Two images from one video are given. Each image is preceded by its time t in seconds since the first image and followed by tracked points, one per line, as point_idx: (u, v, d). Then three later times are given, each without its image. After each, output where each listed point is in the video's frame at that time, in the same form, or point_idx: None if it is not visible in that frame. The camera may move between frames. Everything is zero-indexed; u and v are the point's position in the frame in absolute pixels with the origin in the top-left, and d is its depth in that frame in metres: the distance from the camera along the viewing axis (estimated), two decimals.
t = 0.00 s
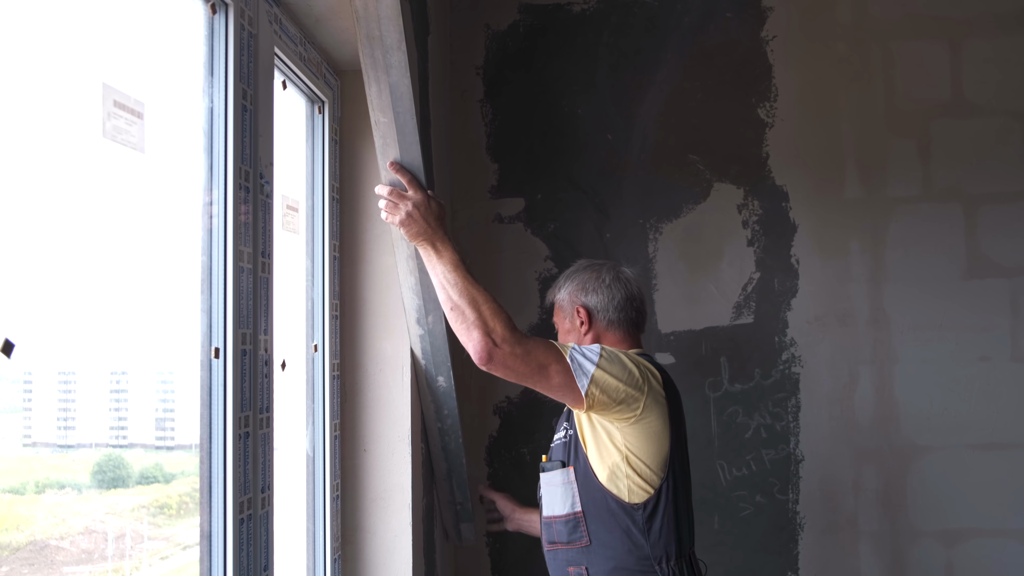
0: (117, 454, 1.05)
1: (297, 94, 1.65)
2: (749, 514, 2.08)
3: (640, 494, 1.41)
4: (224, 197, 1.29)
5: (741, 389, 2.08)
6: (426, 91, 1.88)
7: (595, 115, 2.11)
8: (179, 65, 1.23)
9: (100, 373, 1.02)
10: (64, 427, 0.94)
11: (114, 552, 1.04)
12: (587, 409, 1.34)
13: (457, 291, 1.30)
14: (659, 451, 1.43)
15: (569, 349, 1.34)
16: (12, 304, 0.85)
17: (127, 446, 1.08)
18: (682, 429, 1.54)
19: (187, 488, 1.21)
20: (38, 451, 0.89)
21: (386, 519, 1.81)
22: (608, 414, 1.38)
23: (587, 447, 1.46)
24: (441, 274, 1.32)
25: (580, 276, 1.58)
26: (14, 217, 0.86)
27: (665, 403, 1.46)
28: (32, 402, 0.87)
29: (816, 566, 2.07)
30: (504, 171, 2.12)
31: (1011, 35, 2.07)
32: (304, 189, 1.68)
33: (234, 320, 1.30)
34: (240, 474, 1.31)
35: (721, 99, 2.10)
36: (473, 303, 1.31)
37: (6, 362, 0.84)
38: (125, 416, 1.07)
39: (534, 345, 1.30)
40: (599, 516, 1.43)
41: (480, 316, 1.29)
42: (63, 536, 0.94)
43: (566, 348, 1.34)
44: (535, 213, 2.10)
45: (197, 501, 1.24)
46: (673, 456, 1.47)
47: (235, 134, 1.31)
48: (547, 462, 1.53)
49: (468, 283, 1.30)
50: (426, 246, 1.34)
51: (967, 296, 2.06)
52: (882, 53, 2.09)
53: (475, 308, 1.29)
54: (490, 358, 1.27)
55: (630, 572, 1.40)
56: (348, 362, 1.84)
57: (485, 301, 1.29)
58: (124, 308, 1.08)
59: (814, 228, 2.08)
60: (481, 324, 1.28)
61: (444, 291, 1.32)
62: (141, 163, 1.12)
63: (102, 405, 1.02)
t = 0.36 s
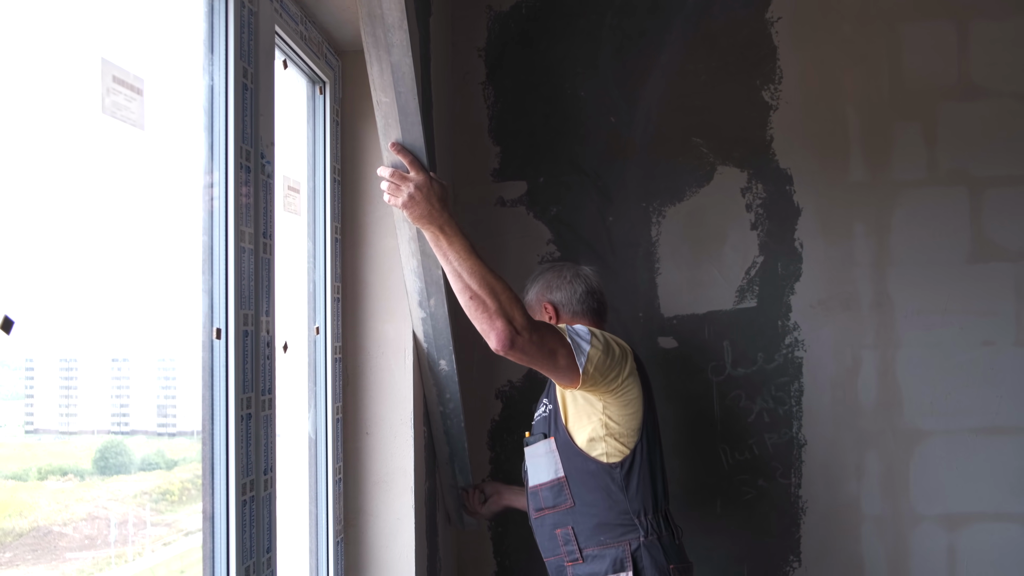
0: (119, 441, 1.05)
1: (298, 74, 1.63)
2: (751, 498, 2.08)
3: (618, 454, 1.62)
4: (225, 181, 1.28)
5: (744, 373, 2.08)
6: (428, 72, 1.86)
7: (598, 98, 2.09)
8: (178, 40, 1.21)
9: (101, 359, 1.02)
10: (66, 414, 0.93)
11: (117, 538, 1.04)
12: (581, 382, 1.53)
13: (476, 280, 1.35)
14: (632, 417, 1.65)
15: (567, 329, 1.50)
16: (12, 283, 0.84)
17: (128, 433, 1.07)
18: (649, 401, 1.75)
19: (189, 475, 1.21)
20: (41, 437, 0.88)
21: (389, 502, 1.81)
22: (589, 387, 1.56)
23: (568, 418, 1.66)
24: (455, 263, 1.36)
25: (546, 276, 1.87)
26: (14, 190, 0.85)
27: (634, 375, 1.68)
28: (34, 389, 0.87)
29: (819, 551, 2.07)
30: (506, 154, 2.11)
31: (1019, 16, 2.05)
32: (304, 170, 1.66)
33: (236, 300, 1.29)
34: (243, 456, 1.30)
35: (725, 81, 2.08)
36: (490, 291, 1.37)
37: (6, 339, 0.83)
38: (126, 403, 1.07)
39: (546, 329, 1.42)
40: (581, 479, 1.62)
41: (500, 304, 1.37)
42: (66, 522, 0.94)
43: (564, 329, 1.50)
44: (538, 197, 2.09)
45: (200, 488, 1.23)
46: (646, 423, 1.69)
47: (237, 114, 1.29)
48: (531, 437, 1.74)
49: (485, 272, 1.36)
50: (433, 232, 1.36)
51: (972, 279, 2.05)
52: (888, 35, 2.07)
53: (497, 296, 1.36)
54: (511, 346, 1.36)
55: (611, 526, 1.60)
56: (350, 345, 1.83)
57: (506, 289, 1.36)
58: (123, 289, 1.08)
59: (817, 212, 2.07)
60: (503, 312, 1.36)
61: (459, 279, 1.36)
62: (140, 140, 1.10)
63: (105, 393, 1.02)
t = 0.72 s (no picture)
0: (121, 427, 1.05)
1: (298, 55, 1.61)
2: (753, 482, 2.08)
3: (607, 430, 1.62)
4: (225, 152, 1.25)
5: (747, 358, 2.07)
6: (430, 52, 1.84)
7: (601, 80, 2.07)
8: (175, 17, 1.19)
9: (101, 345, 1.01)
10: (68, 401, 0.93)
11: (119, 524, 1.05)
12: (575, 364, 1.53)
13: (483, 263, 1.34)
14: (621, 395, 1.65)
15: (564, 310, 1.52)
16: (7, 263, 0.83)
17: (130, 419, 1.07)
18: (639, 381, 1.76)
19: (190, 461, 1.20)
20: (43, 424, 0.88)
21: (391, 486, 1.80)
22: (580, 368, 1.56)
23: (557, 398, 1.66)
24: (461, 246, 1.33)
25: (533, 266, 1.90)
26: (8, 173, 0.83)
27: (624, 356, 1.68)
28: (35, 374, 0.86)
29: (821, 535, 2.07)
30: (508, 137, 2.09)
31: None
32: (305, 152, 1.65)
33: (237, 282, 1.25)
34: (243, 439, 1.26)
35: (729, 64, 2.06)
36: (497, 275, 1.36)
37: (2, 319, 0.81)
38: (127, 391, 1.06)
39: (547, 312, 1.44)
40: (572, 455, 1.62)
41: (506, 287, 1.36)
42: (68, 508, 0.94)
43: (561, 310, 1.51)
44: (540, 180, 2.08)
45: (201, 473, 1.22)
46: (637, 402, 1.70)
47: (236, 94, 1.26)
48: (522, 417, 1.74)
49: (492, 255, 1.34)
50: (439, 214, 1.32)
51: (977, 264, 2.04)
52: (894, 16, 2.05)
53: (504, 280, 1.35)
54: (516, 327, 1.37)
55: (602, 500, 1.60)
56: (351, 329, 1.82)
57: (513, 273, 1.35)
58: (123, 270, 1.07)
59: (821, 195, 2.06)
60: (509, 296, 1.35)
61: (464, 262, 1.34)
62: (137, 119, 1.09)
63: (106, 379, 1.01)
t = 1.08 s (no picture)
0: (123, 412, 1.03)
1: (297, 32, 1.58)
2: (756, 466, 2.07)
3: (610, 413, 1.61)
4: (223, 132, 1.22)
5: (750, 341, 2.06)
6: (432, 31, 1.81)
7: (604, 60, 2.05)
8: None
9: (102, 331, 1.00)
10: (69, 385, 0.92)
11: (121, 509, 1.03)
12: (579, 345, 1.52)
13: (489, 241, 1.32)
14: (624, 378, 1.64)
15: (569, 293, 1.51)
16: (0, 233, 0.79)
17: (132, 405, 1.05)
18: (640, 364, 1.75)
19: (192, 446, 1.18)
20: (43, 409, 0.87)
21: (393, 468, 1.80)
22: (585, 349, 1.54)
23: (559, 380, 1.64)
24: (468, 224, 1.32)
25: (532, 248, 1.88)
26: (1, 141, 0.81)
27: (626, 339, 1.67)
28: (35, 359, 0.85)
29: (824, 519, 2.07)
30: (510, 119, 2.07)
31: None
32: (305, 131, 1.63)
33: (237, 260, 1.23)
34: (244, 421, 1.24)
35: (734, 44, 2.03)
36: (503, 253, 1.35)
37: None
38: (127, 374, 1.05)
39: (553, 293, 1.42)
40: (574, 437, 1.61)
41: (512, 265, 1.34)
42: (70, 493, 0.92)
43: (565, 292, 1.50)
44: (542, 162, 2.07)
45: (201, 458, 1.21)
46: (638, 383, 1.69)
47: (235, 68, 1.22)
48: (523, 400, 1.73)
49: (500, 233, 1.33)
50: (445, 191, 1.31)
51: (983, 246, 2.02)
52: None
53: (511, 258, 1.33)
54: (522, 306, 1.35)
55: (605, 482, 1.59)
56: (353, 311, 1.81)
57: (520, 251, 1.34)
58: (120, 256, 1.04)
59: (827, 177, 2.04)
60: (517, 274, 1.34)
61: (471, 240, 1.33)
62: (134, 92, 1.06)
63: (106, 362, 1.00)
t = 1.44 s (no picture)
0: (124, 398, 1.01)
1: (298, 11, 1.56)
2: (760, 451, 2.06)
3: (613, 398, 1.59)
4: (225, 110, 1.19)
5: (755, 325, 2.05)
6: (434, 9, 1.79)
7: (608, 41, 2.03)
8: None
9: (101, 317, 0.97)
10: (69, 370, 0.90)
11: (121, 493, 1.00)
12: (581, 329, 1.50)
13: (490, 223, 1.30)
14: (628, 362, 1.62)
15: (571, 275, 1.49)
16: None
17: (132, 390, 1.03)
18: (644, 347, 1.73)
19: (192, 431, 1.16)
20: (44, 395, 0.85)
21: (396, 452, 1.79)
22: (587, 333, 1.53)
23: (563, 365, 1.63)
24: (470, 206, 1.29)
25: (535, 231, 1.86)
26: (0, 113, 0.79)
27: (631, 323, 1.65)
28: (36, 345, 0.84)
29: (828, 503, 2.06)
30: (513, 100, 2.07)
31: None
32: (307, 110, 1.61)
33: (239, 242, 1.19)
34: (248, 403, 1.23)
35: (740, 24, 2.01)
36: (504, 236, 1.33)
37: None
38: (128, 360, 1.02)
39: (555, 276, 1.40)
40: (578, 422, 1.60)
41: (514, 249, 1.32)
42: (71, 479, 0.91)
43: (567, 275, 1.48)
44: (545, 144, 2.06)
45: (202, 443, 1.17)
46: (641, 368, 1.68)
47: (236, 45, 1.19)
48: (527, 384, 1.71)
49: (501, 215, 1.31)
50: (447, 172, 1.28)
51: (990, 229, 2.00)
52: None
53: (512, 241, 1.31)
54: (523, 289, 1.34)
55: (609, 467, 1.58)
56: (356, 293, 1.79)
57: (521, 233, 1.32)
58: (123, 235, 1.02)
59: (833, 159, 2.02)
60: (517, 257, 1.32)
61: (472, 222, 1.30)
62: (134, 68, 1.04)
63: (106, 348, 0.97)
